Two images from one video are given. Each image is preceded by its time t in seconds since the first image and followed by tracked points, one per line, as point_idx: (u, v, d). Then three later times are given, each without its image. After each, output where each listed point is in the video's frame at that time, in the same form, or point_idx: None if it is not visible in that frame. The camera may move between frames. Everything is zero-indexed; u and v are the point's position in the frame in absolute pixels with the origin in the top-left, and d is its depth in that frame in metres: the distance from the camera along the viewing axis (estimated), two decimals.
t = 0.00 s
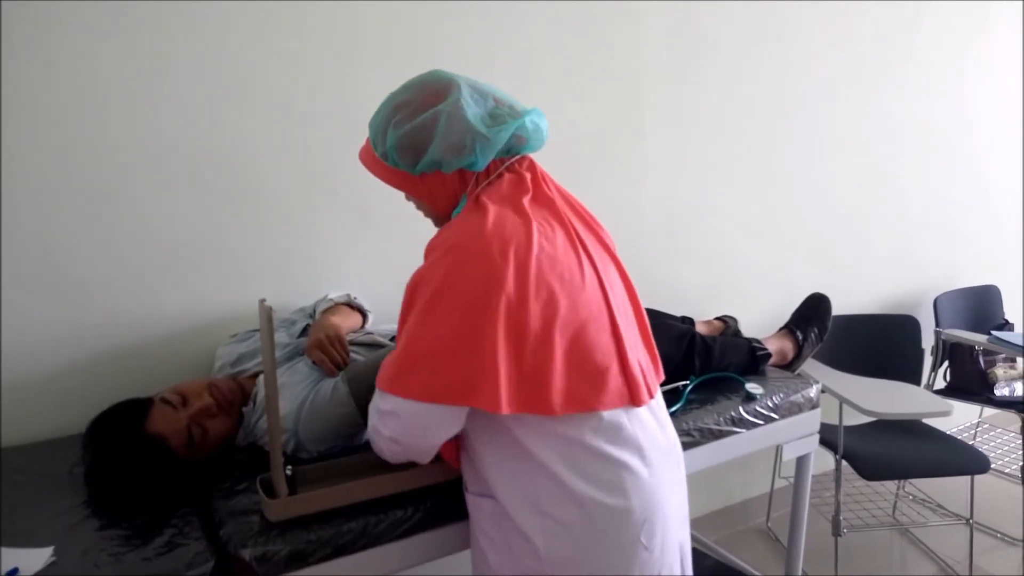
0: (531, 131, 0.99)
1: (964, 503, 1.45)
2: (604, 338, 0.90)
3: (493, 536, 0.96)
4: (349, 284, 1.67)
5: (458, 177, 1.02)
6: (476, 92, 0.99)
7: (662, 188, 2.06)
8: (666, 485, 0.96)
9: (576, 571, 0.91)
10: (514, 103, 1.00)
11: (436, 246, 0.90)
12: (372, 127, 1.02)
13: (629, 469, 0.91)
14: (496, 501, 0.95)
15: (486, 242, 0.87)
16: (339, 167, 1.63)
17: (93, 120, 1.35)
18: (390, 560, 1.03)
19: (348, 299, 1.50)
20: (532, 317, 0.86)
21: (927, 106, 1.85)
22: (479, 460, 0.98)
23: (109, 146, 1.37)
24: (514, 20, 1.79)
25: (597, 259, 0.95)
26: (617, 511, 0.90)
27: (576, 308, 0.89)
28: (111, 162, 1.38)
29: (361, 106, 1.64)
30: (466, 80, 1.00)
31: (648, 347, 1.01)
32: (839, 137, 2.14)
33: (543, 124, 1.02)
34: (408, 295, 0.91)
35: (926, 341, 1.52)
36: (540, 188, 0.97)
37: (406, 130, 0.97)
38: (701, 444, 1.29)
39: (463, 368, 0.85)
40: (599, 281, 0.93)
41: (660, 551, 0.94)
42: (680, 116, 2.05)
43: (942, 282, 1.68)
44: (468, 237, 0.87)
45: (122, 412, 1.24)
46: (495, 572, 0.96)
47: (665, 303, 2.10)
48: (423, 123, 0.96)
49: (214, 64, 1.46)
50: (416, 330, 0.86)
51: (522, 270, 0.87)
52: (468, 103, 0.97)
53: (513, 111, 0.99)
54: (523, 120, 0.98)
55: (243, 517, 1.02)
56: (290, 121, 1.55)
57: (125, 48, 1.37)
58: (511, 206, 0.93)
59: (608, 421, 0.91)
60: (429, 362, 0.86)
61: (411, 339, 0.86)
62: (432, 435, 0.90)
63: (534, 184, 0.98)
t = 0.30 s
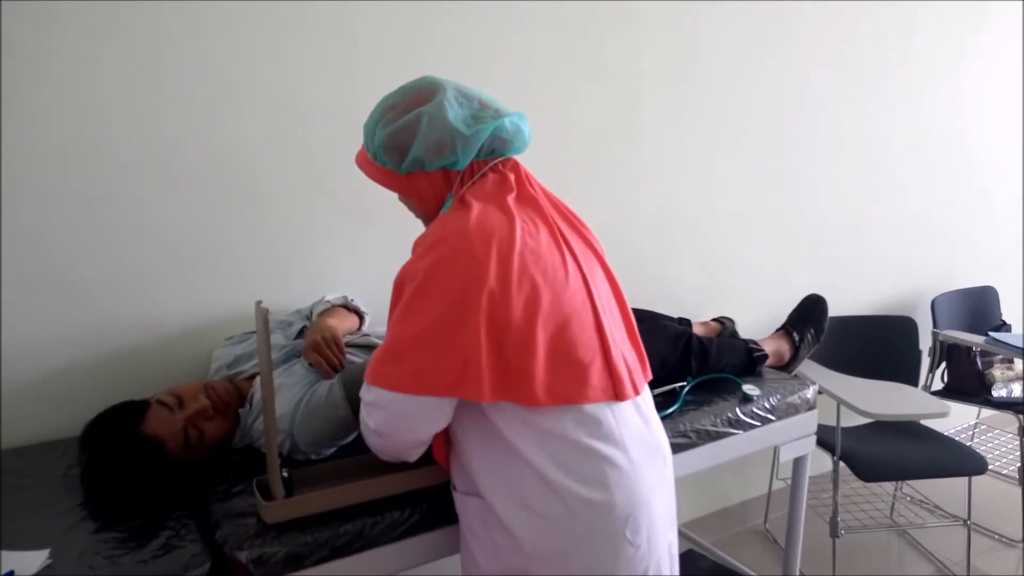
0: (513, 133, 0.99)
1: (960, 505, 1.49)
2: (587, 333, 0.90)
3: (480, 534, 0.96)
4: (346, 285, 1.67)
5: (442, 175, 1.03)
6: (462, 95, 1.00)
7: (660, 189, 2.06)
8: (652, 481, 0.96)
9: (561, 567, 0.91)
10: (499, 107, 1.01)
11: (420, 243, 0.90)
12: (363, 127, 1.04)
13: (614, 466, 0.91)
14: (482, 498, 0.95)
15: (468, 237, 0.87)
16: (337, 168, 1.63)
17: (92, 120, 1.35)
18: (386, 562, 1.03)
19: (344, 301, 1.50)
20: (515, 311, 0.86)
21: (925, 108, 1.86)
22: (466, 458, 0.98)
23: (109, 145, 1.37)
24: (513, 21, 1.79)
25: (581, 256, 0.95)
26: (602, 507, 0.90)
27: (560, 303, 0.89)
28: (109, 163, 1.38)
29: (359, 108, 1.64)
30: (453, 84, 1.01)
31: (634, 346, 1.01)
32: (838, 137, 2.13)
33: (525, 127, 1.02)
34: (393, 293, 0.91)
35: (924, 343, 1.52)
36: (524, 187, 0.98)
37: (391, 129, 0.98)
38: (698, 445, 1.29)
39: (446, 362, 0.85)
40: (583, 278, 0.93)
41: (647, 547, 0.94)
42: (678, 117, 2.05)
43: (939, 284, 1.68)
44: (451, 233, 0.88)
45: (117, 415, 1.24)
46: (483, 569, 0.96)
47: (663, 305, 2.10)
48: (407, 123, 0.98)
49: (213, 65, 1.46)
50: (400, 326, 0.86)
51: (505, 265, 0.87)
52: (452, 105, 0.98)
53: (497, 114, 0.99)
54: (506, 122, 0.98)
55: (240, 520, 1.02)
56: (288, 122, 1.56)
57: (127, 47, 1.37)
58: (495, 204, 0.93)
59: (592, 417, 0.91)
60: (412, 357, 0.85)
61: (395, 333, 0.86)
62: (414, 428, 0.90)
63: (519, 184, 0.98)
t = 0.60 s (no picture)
0: (505, 134, 0.99)
1: (962, 505, 1.45)
2: (584, 334, 0.90)
3: (479, 536, 0.96)
4: (346, 286, 1.67)
5: (437, 179, 1.03)
6: (455, 99, 1.01)
7: (659, 190, 2.05)
8: (651, 482, 0.95)
9: (559, 569, 0.91)
10: (493, 108, 1.00)
11: (419, 248, 0.91)
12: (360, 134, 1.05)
13: (612, 468, 0.91)
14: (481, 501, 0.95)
15: (465, 240, 0.87)
16: (337, 169, 1.63)
17: (92, 121, 1.36)
18: (387, 562, 1.03)
19: (346, 301, 1.50)
20: (514, 313, 0.86)
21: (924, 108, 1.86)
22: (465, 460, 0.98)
23: (110, 145, 1.37)
24: (513, 22, 1.79)
25: (578, 257, 0.95)
26: (599, 509, 0.90)
27: (557, 304, 0.90)
28: (110, 163, 1.38)
29: (360, 108, 1.64)
30: (447, 88, 1.01)
31: (634, 347, 1.01)
32: (838, 137, 2.09)
33: (519, 128, 1.01)
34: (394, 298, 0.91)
35: (924, 344, 1.52)
36: (521, 188, 0.98)
37: (385, 135, 1.00)
38: (699, 446, 1.28)
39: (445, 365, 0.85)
40: (580, 279, 0.93)
41: (646, 547, 0.94)
42: (678, 117, 2.05)
43: (939, 285, 1.68)
44: (450, 236, 0.88)
45: (117, 416, 1.24)
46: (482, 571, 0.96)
47: (663, 306, 2.10)
48: (400, 127, 0.99)
49: (213, 65, 1.46)
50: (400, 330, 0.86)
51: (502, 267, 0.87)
52: (443, 108, 0.98)
53: (489, 116, 0.99)
54: (496, 123, 0.97)
55: (241, 520, 1.02)
56: (288, 123, 1.55)
57: (128, 47, 1.37)
58: (491, 206, 0.93)
59: (589, 418, 0.90)
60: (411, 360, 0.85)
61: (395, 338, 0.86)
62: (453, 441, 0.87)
63: (515, 185, 0.98)
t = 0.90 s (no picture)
0: (502, 134, 0.99)
1: (955, 503, 1.46)
2: (587, 337, 0.90)
3: (479, 538, 0.96)
4: (341, 287, 1.67)
5: (433, 177, 1.04)
6: (453, 96, 1.01)
7: (655, 190, 2.06)
8: (651, 485, 0.96)
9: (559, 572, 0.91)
10: (491, 107, 1.01)
11: (420, 248, 0.89)
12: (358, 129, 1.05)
13: (614, 472, 0.91)
14: (482, 504, 0.95)
15: (468, 242, 0.86)
16: (333, 171, 1.63)
17: (89, 121, 1.35)
18: (381, 564, 1.03)
19: (339, 302, 1.50)
20: (517, 316, 0.86)
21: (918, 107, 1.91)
22: (466, 462, 0.98)
23: (110, 146, 1.37)
24: (512, 24, 1.80)
25: (580, 260, 0.95)
26: (600, 512, 0.90)
27: (560, 307, 0.89)
28: (107, 163, 1.37)
29: (357, 110, 1.64)
30: (445, 85, 1.01)
31: (633, 348, 1.01)
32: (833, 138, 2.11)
33: (517, 128, 1.02)
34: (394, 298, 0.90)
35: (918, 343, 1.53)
36: (521, 189, 0.97)
37: (381, 131, 1.00)
38: (693, 446, 1.29)
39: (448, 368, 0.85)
40: (581, 281, 0.93)
41: (646, 551, 0.94)
42: (674, 118, 2.06)
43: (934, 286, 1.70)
44: (452, 237, 0.87)
45: (108, 418, 1.24)
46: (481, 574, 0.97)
47: (658, 307, 2.10)
48: (397, 125, 0.99)
49: (211, 66, 1.46)
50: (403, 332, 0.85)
51: (505, 270, 0.87)
52: (440, 106, 0.98)
53: (486, 115, 0.99)
54: (494, 123, 0.98)
55: (235, 521, 1.01)
56: (285, 123, 1.55)
57: (128, 47, 1.37)
58: (493, 207, 0.93)
59: (591, 422, 0.91)
60: (414, 363, 0.85)
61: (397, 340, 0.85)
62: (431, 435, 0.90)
63: (515, 186, 0.98)
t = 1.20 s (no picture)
0: (500, 140, 0.99)
1: (957, 504, 1.47)
2: (585, 340, 0.90)
3: (481, 542, 0.96)
4: (342, 290, 1.67)
5: (433, 184, 1.05)
6: (453, 103, 1.01)
7: (657, 192, 2.06)
8: (652, 488, 0.96)
9: None
10: (491, 113, 1.01)
11: (417, 255, 0.90)
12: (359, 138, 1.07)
13: (614, 475, 0.91)
14: (483, 508, 0.95)
15: (464, 248, 0.86)
16: (334, 173, 1.63)
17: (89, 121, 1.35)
18: (383, 566, 1.03)
19: (342, 305, 1.50)
20: (514, 321, 0.86)
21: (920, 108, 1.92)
22: (466, 467, 0.98)
23: (113, 146, 1.37)
24: (512, 26, 1.80)
25: (578, 263, 0.95)
26: (601, 516, 0.90)
27: (557, 311, 0.89)
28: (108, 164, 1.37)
29: (357, 112, 1.64)
30: (445, 92, 1.02)
31: (634, 350, 1.01)
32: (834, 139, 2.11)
33: (516, 134, 1.02)
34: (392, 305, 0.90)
35: (920, 345, 1.52)
36: (520, 193, 0.97)
37: (380, 139, 1.01)
38: (694, 449, 1.28)
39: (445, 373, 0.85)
40: (579, 285, 0.93)
41: (647, 554, 0.94)
42: (675, 119, 2.06)
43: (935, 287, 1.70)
44: (448, 243, 0.87)
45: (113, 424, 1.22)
46: None
47: (659, 309, 2.10)
48: (395, 132, 1.00)
49: (212, 67, 1.47)
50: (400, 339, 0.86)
51: (502, 275, 0.87)
52: (438, 113, 0.99)
53: (484, 121, 0.99)
54: (491, 129, 0.98)
55: (237, 525, 1.01)
56: (286, 125, 1.56)
57: (129, 48, 1.38)
58: (490, 212, 0.93)
59: (590, 426, 0.91)
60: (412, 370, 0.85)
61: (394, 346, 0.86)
62: (430, 444, 0.89)
63: (514, 191, 0.98)
